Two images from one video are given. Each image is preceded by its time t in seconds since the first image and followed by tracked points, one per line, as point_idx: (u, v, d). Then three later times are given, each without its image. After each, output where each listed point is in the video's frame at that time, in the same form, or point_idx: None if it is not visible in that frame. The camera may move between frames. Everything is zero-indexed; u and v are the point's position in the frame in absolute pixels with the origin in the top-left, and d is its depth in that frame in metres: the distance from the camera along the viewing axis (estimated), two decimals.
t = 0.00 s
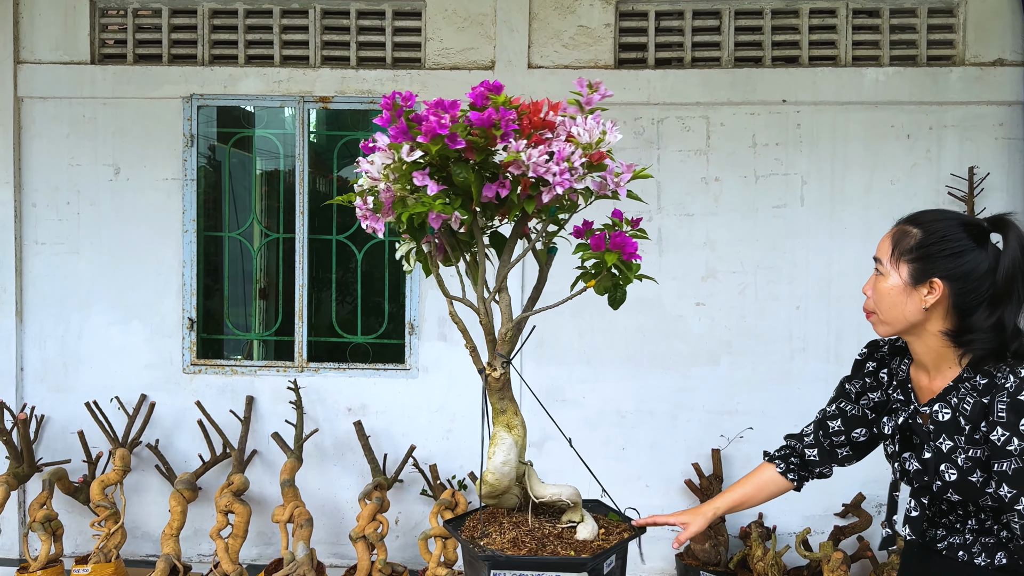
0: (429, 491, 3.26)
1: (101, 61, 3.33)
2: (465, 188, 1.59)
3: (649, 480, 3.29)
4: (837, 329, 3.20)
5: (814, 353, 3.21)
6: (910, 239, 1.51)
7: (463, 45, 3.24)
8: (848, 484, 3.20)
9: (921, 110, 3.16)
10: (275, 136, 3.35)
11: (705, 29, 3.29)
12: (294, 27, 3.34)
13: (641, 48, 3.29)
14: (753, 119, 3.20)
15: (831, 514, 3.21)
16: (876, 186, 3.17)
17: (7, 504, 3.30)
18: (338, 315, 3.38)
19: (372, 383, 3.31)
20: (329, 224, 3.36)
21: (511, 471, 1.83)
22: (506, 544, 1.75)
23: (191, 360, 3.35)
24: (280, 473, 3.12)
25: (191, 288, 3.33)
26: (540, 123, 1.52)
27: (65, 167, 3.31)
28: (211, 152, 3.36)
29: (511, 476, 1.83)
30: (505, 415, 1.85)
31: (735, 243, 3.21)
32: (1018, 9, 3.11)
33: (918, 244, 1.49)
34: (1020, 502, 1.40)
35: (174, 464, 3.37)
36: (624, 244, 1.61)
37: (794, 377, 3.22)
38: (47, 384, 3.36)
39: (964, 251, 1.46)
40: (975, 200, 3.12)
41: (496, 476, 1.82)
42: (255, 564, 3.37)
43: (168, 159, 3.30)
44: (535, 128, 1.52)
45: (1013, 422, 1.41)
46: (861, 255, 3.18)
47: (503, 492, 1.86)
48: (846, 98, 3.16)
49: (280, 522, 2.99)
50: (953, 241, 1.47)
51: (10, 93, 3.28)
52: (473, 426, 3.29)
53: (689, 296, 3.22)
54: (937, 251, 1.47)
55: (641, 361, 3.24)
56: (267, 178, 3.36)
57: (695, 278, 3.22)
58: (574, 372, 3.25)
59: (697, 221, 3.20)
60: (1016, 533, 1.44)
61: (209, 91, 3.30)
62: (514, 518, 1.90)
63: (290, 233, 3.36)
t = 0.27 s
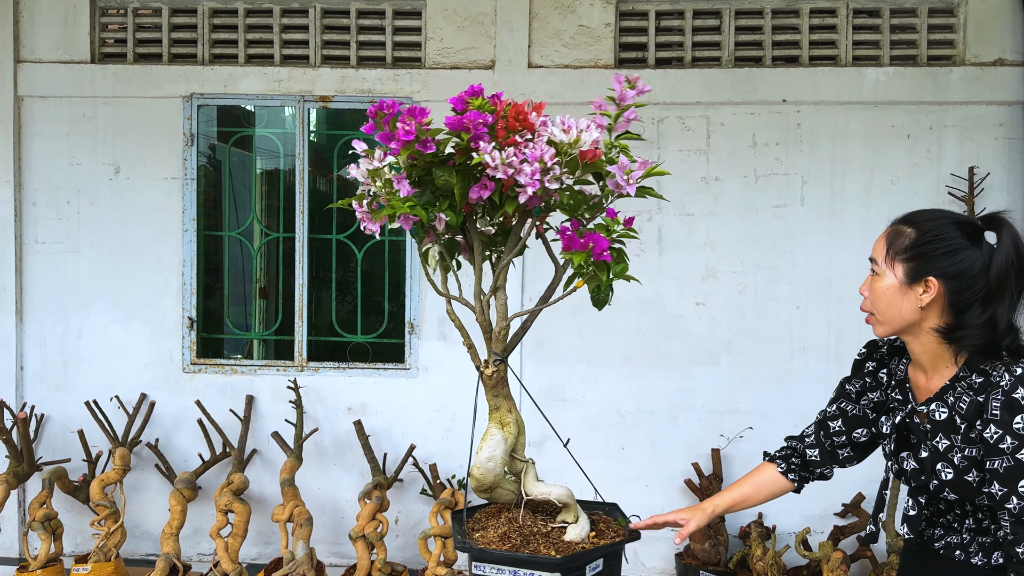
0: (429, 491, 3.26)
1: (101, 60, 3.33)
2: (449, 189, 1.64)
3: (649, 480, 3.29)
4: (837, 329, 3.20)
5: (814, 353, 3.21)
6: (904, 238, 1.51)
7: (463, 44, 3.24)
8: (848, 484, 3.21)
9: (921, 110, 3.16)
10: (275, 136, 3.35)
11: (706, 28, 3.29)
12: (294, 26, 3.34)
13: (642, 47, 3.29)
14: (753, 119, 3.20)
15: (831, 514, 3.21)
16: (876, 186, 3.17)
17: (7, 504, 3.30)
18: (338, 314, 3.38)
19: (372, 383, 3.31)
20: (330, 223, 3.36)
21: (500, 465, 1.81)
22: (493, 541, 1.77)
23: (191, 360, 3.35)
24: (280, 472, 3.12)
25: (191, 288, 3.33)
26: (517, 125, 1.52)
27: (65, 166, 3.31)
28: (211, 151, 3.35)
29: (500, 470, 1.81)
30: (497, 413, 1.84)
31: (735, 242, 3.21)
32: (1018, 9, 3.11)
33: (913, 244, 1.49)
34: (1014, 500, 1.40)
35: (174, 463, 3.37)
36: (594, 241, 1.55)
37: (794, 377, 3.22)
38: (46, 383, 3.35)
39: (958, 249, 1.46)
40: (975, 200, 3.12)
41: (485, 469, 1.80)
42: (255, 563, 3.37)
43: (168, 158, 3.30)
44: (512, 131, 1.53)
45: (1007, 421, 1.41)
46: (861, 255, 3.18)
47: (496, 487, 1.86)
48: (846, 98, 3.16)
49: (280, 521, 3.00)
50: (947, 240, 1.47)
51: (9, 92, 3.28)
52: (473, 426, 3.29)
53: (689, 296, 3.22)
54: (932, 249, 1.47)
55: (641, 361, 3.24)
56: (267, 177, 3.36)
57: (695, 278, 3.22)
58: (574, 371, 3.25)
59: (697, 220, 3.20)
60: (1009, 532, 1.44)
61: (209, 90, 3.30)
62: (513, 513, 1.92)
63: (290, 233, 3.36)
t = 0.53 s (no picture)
0: (429, 490, 3.26)
1: (101, 59, 3.33)
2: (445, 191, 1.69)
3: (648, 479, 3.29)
4: (836, 328, 3.20)
5: (814, 352, 3.21)
6: (903, 240, 1.51)
7: (463, 44, 3.24)
8: (847, 484, 3.21)
9: (921, 110, 3.16)
10: (275, 135, 3.35)
11: (705, 28, 3.29)
12: (294, 25, 3.34)
13: (641, 47, 3.29)
14: (753, 118, 3.20)
15: (830, 513, 3.22)
16: (876, 185, 3.18)
17: (7, 502, 3.31)
18: (338, 313, 3.38)
19: (372, 382, 3.31)
20: (329, 222, 3.35)
21: (494, 461, 1.81)
22: (484, 535, 1.78)
23: (190, 359, 3.35)
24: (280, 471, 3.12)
25: (190, 287, 3.33)
26: (496, 127, 1.55)
27: (65, 165, 3.31)
28: (211, 150, 3.35)
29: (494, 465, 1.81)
30: (495, 409, 1.86)
31: (735, 242, 3.21)
32: (1018, 9, 3.11)
33: (912, 245, 1.49)
34: (1016, 501, 1.40)
35: (174, 462, 3.37)
36: (561, 240, 1.53)
37: (794, 376, 3.23)
38: (46, 382, 3.36)
39: (958, 251, 1.46)
40: (975, 200, 3.12)
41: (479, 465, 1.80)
42: (255, 562, 3.37)
43: (168, 157, 3.30)
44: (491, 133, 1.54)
45: (1007, 422, 1.41)
46: (860, 254, 3.19)
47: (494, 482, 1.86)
48: (846, 98, 3.16)
49: (279, 520, 3.00)
50: (946, 241, 1.47)
51: (9, 91, 3.28)
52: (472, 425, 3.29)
53: (688, 295, 3.22)
54: (931, 251, 1.47)
55: (641, 360, 3.24)
56: (267, 177, 3.36)
57: (695, 277, 3.22)
58: (574, 371, 3.26)
59: (697, 220, 3.20)
60: (1011, 533, 1.43)
61: (209, 89, 3.30)
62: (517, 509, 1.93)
63: (290, 232, 3.36)
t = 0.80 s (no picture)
0: (429, 489, 3.26)
1: (100, 57, 3.33)
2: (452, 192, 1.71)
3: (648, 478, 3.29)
4: (836, 328, 3.20)
5: (813, 352, 3.21)
6: (892, 243, 1.51)
7: (463, 43, 3.24)
8: (847, 483, 3.21)
9: (921, 110, 3.16)
10: (275, 134, 3.35)
11: (705, 27, 3.29)
12: (294, 24, 3.33)
13: (641, 46, 3.29)
14: (752, 118, 3.20)
15: (830, 513, 3.22)
16: (876, 185, 3.18)
17: (6, 501, 3.30)
18: (338, 313, 3.38)
19: (372, 381, 3.31)
20: (329, 221, 3.35)
21: (490, 458, 1.81)
22: (480, 529, 1.82)
23: (190, 358, 3.35)
24: (280, 470, 3.12)
25: (190, 286, 3.33)
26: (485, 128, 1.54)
27: (65, 164, 3.31)
28: (211, 149, 3.35)
29: (491, 462, 1.82)
30: (498, 405, 1.86)
31: (735, 241, 3.21)
32: (1019, 8, 3.11)
33: (902, 248, 1.48)
34: (1018, 499, 1.40)
35: (174, 462, 3.37)
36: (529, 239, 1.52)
37: (794, 376, 3.23)
38: (46, 381, 3.35)
39: (947, 251, 1.46)
40: (974, 200, 3.12)
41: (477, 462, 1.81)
42: (254, 562, 3.37)
43: (168, 156, 3.30)
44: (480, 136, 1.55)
45: (1007, 421, 1.41)
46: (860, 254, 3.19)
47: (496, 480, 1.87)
48: (846, 97, 3.16)
49: (279, 520, 2.99)
50: (935, 241, 1.47)
51: (9, 89, 3.27)
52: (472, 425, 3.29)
53: (688, 295, 3.22)
54: (921, 252, 1.47)
55: (640, 360, 3.24)
56: (267, 176, 3.36)
57: (695, 277, 3.22)
58: (574, 370, 3.26)
59: (697, 219, 3.20)
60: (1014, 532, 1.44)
61: (209, 88, 3.29)
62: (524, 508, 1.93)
63: (290, 231, 3.36)
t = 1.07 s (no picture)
0: (429, 489, 3.26)
1: (100, 57, 3.33)
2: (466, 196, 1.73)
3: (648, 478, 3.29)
4: (835, 328, 3.20)
5: (813, 352, 3.21)
6: (889, 244, 1.51)
7: (463, 43, 3.24)
8: (847, 483, 3.21)
9: (920, 109, 3.16)
10: (275, 134, 3.35)
11: (705, 27, 3.29)
12: (294, 24, 3.33)
13: (641, 46, 3.29)
14: (752, 117, 3.20)
15: (830, 512, 3.22)
16: (876, 184, 3.18)
17: (5, 501, 3.30)
18: (338, 312, 3.38)
19: (371, 381, 3.31)
20: (329, 221, 3.35)
21: (495, 455, 1.85)
22: (480, 524, 1.87)
23: (190, 358, 3.35)
24: (279, 470, 3.12)
25: (190, 286, 3.33)
26: (477, 131, 1.57)
27: (64, 164, 3.31)
28: (211, 148, 3.35)
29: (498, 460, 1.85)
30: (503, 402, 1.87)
31: (735, 241, 3.21)
32: (1018, 8, 3.11)
33: (899, 249, 1.49)
34: (1014, 498, 1.40)
35: (173, 461, 3.37)
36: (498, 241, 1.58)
37: (793, 376, 3.23)
38: (45, 380, 3.35)
39: (943, 251, 1.46)
40: (974, 200, 3.12)
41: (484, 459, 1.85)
42: (254, 562, 3.37)
43: (167, 156, 3.30)
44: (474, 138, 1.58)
45: (1004, 420, 1.41)
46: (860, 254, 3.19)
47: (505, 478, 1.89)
48: (846, 97, 3.16)
49: (279, 519, 2.99)
50: (931, 242, 1.47)
51: (8, 89, 3.27)
52: (472, 424, 3.29)
53: (688, 294, 3.22)
54: (918, 253, 1.47)
55: (640, 360, 3.24)
56: (266, 175, 3.36)
57: (694, 276, 3.22)
58: (573, 370, 3.26)
59: (697, 219, 3.20)
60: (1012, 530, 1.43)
61: (208, 88, 3.29)
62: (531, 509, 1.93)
63: (290, 231, 3.36)
